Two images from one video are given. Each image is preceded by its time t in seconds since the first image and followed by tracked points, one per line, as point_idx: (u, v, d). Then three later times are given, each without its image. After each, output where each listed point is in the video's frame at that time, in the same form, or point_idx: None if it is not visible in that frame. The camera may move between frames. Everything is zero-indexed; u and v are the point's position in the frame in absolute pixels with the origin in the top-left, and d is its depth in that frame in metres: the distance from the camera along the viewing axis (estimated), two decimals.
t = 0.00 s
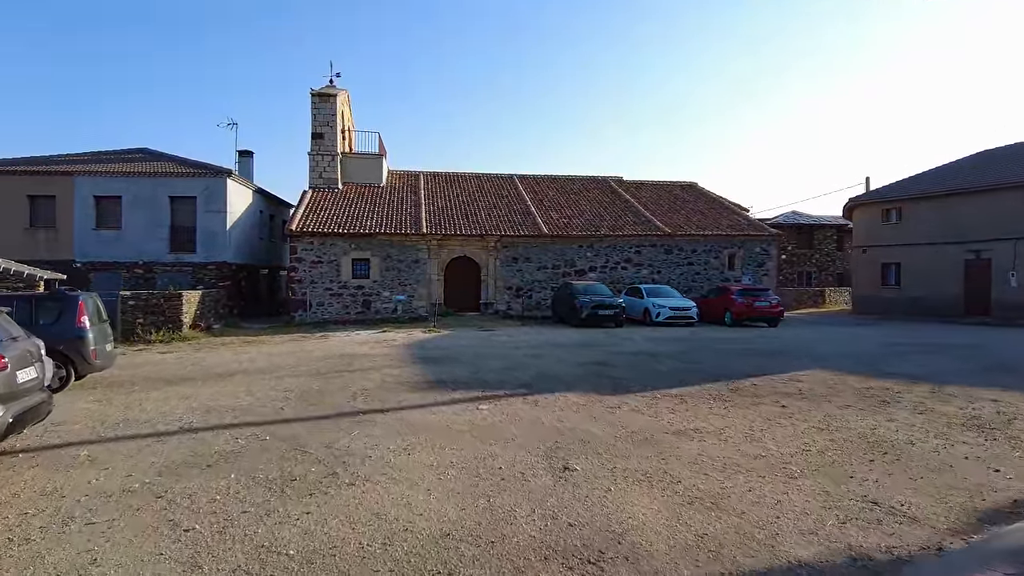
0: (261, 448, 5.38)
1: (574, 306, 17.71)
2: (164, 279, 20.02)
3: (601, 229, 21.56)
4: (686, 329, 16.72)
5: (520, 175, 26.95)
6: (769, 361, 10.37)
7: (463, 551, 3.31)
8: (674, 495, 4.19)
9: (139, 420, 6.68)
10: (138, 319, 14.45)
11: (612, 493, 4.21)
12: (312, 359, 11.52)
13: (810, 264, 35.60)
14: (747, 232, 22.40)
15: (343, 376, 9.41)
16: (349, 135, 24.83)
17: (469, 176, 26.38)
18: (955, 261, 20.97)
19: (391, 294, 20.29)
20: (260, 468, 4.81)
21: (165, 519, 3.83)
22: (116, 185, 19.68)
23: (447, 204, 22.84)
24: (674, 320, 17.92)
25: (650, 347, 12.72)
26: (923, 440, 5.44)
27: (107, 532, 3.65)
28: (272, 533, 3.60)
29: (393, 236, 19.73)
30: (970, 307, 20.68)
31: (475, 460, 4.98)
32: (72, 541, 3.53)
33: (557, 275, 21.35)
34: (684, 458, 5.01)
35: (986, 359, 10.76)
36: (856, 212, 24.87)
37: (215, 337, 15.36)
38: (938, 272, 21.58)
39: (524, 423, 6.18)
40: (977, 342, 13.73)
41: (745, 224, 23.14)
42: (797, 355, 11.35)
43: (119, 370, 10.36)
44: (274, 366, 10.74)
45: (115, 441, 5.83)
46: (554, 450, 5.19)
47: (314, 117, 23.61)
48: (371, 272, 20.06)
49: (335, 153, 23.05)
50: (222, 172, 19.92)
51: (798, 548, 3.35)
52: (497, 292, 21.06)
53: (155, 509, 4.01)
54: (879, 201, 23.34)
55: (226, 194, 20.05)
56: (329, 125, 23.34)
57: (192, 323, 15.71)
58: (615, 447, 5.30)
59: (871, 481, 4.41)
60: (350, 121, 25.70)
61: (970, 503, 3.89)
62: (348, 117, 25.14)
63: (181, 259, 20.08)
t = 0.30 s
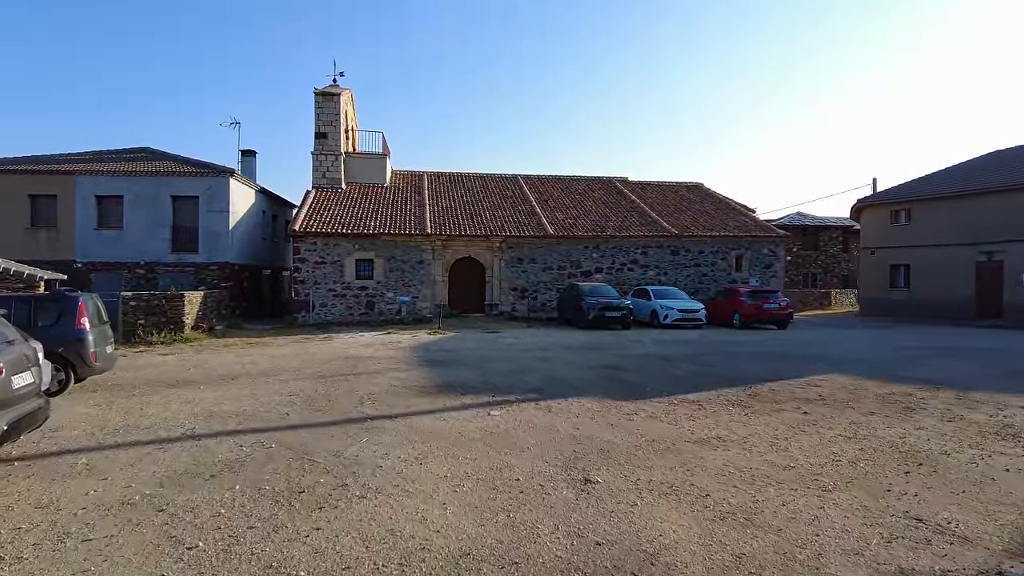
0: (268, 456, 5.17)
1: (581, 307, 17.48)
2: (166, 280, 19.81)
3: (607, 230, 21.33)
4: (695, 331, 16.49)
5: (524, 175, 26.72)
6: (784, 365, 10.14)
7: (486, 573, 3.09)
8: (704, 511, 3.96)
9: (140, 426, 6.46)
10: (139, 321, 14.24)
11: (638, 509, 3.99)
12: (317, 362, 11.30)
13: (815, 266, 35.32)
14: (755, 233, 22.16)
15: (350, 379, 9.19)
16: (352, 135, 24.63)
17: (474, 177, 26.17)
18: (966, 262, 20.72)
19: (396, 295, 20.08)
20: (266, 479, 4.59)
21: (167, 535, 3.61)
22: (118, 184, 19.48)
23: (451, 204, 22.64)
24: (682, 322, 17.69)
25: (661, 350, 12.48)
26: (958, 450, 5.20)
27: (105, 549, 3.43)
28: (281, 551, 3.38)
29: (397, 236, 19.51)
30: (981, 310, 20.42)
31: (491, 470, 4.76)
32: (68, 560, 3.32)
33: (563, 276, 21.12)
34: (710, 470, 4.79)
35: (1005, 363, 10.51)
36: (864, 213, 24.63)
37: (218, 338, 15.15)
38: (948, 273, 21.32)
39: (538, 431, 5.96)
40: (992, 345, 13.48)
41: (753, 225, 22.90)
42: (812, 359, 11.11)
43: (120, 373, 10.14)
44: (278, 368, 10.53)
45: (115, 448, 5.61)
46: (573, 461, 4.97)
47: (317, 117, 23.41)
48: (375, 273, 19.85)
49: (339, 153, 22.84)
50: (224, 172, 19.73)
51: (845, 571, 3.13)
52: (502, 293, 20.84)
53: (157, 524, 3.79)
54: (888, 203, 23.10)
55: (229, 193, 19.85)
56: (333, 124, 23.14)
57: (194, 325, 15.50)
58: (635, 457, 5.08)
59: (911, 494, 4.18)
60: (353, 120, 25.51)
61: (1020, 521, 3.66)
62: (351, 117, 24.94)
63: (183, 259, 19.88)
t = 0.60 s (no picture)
0: (271, 462, 4.93)
1: (586, 307, 17.23)
2: (165, 279, 19.57)
3: (612, 229, 21.08)
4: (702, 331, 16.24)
5: (527, 174, 26.47)
6: (798, 367, 9.89)
7: None
8: (736, 523, 3.71)
9: (137, 429, 6.23)
10: (138, 321, 14.00)
11: (665, 521, 3.74)
12: (319, 363, 11.06)
13: (819, 265, 35.04)
14: (761, 232, 21.92)
15: (353, 381, 8.94)
16: (353, 133, 24.40)
17: (476, 175, 25.92)
18: (975, 262, 20.46)
19: (398, 295, 19.85)
20: (269, 487, 4.34)
21: (163, 550, 3.37)
22: (117, 183, 19.25)
23: (454, 203, 22.39)
24: (689, 322, 17.45)
25: (670, 351, 12.22)
26: (994, 456, 4.95)
27: (97, 565, 3.19)
28: (286, 567, 3.14)
29: (400, 236, 19.27)
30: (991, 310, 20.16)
31: (506, 477, 4.52)
32: None
33: (567, 276, 20.87)
34: (736, 478, 4.55)
35: None
36: (871, 212, 24.38)
37: (218, 338, 14.92)
38: (957, 273, 21.06)
39: (551, 435, 5.71)
40: (1008, 346, 13.21)
41: (759, 224, 22.64)
42: (826, 360, 10.85)
43: (118, 374, 9.91)
44: (280, 369, 10.29)
45: (111, 453, 5.37)
46: (591, 467, 4.73)
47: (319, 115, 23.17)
48: (377, 272, 19.61)
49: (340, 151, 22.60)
50: (225, 170, 19.49)
51: None
52: (506, 293, 20.59)
53: (153, 537, 3.55)
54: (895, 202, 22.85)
55: (229, 192, 19.62)
56: (334, 123, 22.90)
57: (195, 325, 15.26)
58: (657, 464, 4.84)
59: (954, 504, 3.93)
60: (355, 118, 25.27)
61: None
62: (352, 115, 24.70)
63: (183, 259, 19.64)
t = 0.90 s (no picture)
0: (277, 474, 4.69)
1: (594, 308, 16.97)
2: (167, 280, 19.34)
3: (619, 228, 20.81)
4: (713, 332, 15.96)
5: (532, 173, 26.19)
6: (816, 369, 9.61)
7: None
8: (779, 545, 3.45)
9: (137, 437, 5.98)
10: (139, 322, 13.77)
11: (701, 542, 3.48)
12: (324, 365, 10.82)
13: (826, 265, 34.68)
14: (770, 231, 21.63)
15: (360, 385, 8.69)
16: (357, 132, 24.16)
17: (481, 174, 25.66)
18: (988, 261, 20.16)
19: (403, 295, 19.60)
20: (275, 502, 4.10)
21: None
22: (119, 182, 19.04)
23: (459, 202, 22.14)
24: (699, 323, 17.18)
25: (682, 353, 11.95)
26: None
27: None
28: None
29: (405, 235, 19.03)
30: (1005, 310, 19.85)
31: (526, 491, 4.27)
32: None
33: (574, 276, 20.61)
34: (769, 492, 4.29)
35: None
36: (881, 211, 24.07)
37: (221, 340, 14.68)
38: (969, 272, 20.76)
39: (570, 444, 5.46)
40: None
41: (768, 223, 22.35)
42: (843, 362, 10.58)
43: (119, 377, 9.67)
44: (284, 372, 10.05)
45: (110, 463, 5.13)
46: (615, 480, 4.47)
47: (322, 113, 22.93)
48: (382, 272, 19.37)
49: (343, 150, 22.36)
50: (227, 169, 19.27)
51: None
52: (511, 293, 20.33)
53: (151, 559, 3.30)
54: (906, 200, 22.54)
55: (232, 191, 19.39)
56: (338, 121, 22.67)
57: (197, 326, 15.04)
58: (684, 476, 4.58)
59: (1009, 522, 3.67)
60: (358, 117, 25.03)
61: None
62: (356, 113, 24.46)
63: (185, 259, 19.42)
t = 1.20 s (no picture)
0: (292, 480, 4.49)
1: (606, 308, 16.76)
2: (175, 279, 19.21)
3: (630, 228, 20.59)
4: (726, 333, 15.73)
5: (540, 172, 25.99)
6: (838, 371, 9.38)
7: None
8: (831, 561, 3.23)
9: (147, 440, 5.80)
10: (147, 322, 13.62)
11: (748, 557, 3.27)
12: (335, 366, 10.64)
13: (835, 265, 34.33)
14: (782, 230, 21.37)
15: (372, 386, 8.49)
16: (364, 131, 24.00)
17: (489, 174, 25.46)
18: (1005, 261, 19.86)
19: (411, 295, 19.42)
20: (293, 511, 3.90)
21: None
22: (126, 181, 18.92)
23: (467, 202, 21.95)
24: (712, 323, 16.95)
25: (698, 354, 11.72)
26: None
27: None
28: None
29: (413, 235, 18.85)
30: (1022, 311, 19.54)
31: (555, 500, 4.07)
32: None
33: (584, 276, 20.39)
34: (811, 501, 4.08)
35: None
36: (894, 210, 23.78)
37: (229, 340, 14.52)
38: (985, 273, 20.46)
39: (595, 449, 5.25)
40: None
41: (780, 223, 22.08)
42: (865, 364, 10.34)
43: (127, 378, 9.51)
44: (294, 373, 9.87)
45: (120, 468, 4.95)
46: (648, 488, 4.27)
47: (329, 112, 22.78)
48: (390, 272, 19.20)
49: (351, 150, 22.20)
50: (235, 168, 19.13)
51: None
52: (521, 293, 20.13)
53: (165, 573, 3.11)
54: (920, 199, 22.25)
55: (240, 190, 19.25)
56: (346, 120, 22.51)
57: (205, 326, 14.89)
58: (718, 484, 4.37)
59: None
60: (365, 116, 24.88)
61: None
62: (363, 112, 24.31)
63: (192, 258, 19.28)
